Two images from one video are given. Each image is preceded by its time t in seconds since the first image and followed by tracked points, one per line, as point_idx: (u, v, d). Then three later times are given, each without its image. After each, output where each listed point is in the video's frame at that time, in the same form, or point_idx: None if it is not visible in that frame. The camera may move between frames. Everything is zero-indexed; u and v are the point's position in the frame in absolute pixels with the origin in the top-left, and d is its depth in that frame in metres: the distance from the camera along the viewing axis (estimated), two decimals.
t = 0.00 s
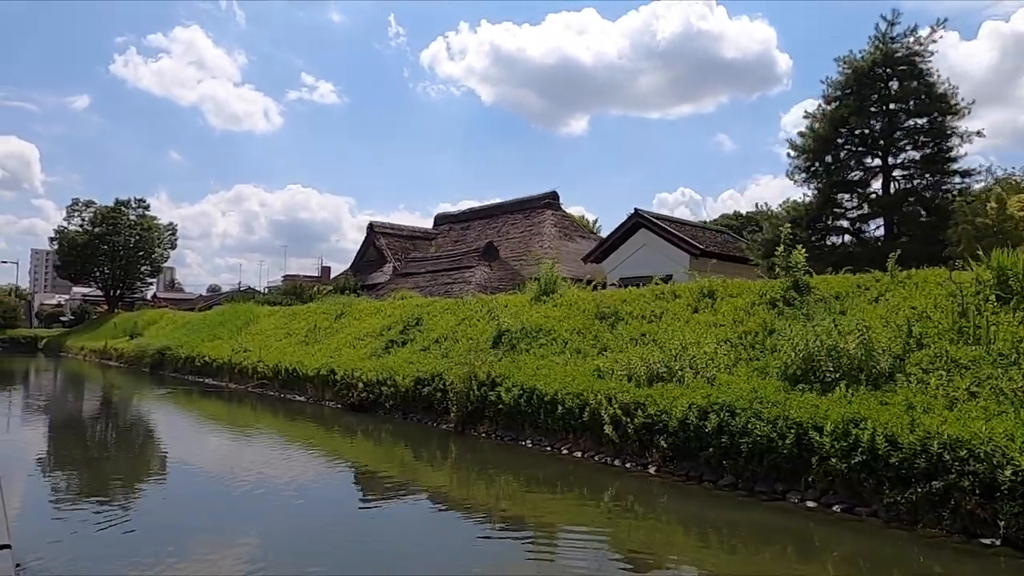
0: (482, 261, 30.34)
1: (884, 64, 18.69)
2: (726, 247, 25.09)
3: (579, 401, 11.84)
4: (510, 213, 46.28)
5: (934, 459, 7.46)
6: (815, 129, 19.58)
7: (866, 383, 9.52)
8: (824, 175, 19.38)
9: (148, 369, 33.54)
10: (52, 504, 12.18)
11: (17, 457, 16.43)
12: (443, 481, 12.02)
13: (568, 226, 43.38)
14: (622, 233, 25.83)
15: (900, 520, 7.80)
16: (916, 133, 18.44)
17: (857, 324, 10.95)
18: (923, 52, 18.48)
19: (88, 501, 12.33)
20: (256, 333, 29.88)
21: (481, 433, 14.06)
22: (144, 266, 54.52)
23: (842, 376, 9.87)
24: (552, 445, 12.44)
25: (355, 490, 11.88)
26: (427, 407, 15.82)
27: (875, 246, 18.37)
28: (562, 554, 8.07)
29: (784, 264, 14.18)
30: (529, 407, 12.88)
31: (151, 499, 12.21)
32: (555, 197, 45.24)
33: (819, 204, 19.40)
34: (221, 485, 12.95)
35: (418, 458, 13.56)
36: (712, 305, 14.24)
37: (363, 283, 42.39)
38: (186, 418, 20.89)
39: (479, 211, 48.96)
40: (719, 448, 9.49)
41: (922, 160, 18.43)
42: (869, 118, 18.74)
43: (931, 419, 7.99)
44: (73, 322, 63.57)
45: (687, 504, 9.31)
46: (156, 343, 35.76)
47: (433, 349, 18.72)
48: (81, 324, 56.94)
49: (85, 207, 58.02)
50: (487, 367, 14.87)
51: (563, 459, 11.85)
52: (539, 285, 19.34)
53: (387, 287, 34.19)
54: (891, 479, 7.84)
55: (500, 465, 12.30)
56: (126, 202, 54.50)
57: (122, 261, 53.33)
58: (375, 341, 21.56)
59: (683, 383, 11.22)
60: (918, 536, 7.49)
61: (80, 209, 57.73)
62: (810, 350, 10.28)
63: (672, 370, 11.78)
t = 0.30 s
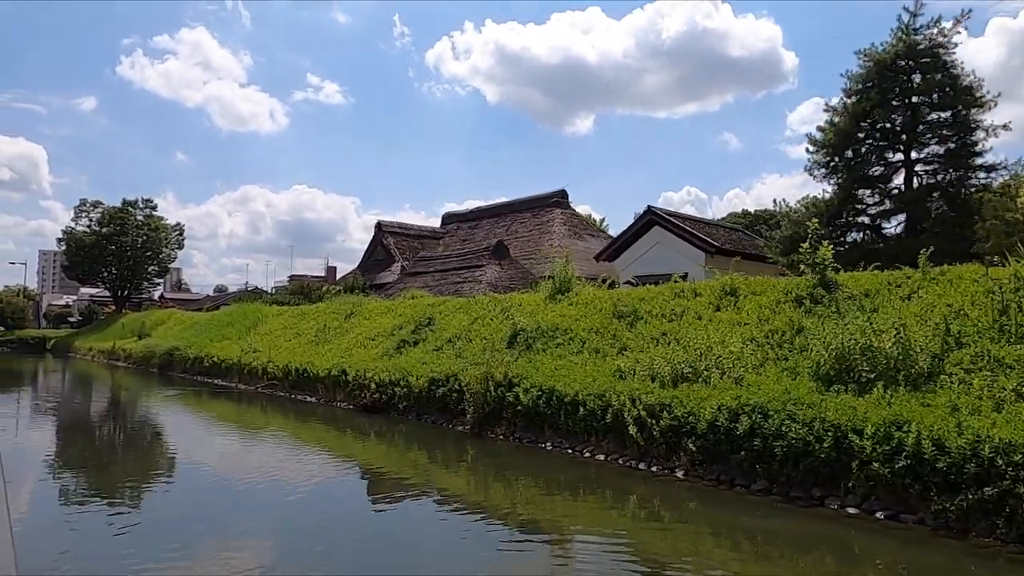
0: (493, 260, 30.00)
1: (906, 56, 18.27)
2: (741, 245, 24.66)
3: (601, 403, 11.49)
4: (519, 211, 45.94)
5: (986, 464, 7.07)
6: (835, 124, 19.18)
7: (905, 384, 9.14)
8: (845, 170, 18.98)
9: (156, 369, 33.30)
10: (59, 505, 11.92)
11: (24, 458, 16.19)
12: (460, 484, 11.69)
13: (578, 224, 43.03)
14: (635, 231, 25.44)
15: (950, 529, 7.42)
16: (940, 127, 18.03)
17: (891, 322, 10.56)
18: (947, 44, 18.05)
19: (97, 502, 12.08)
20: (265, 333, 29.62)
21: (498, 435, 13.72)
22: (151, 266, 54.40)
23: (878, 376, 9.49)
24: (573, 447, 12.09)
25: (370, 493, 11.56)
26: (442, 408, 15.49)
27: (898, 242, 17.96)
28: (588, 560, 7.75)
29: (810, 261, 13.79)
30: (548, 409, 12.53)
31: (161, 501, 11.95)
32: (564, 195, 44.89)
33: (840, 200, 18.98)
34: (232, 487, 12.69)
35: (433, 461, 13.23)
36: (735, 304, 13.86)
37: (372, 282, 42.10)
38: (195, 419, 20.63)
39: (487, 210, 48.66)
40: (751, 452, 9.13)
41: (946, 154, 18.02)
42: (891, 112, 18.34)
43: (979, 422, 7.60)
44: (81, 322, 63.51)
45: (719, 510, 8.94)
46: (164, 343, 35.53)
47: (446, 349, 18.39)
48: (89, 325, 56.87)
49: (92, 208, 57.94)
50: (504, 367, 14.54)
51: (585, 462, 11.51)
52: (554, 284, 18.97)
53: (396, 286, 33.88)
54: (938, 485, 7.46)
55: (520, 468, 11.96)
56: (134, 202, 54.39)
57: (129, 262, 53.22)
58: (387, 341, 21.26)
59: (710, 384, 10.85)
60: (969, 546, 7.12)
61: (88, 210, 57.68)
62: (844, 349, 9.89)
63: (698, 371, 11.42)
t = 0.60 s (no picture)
0: (500, 260, 29.70)
1: (926, 51, 17.95)
2: (754, 244, 24.33)
3: (622, 404, 11.18)
4: (524, 211, 45.66)
5: None
6: (853, 120, 18.86)
7: (942, 386, 8.82)
8: (863, 167, 18.66)
9: (160, 370, 33.01)
10: (65, 505, 11.66)
11: (28, 458, 15.93)
12: (477, 487, 11.40)
13: (584, 223, 42.75)
14: (646, 229, 25.10)
15: (999, 537, 7.10)
16: (960, 123, 17.72)
17: (923, 322, 10.25)
18: (968, 39, 17.74)
19: (103, 503, 11.82)
20: (270, 333, 29.32)
21: (514, 438, 13.41)
22: (154, 266, 54.19)
23: (913, 378, 9.18)
24: (592, 450, 11.78)
25: (386, 496, 11.26)
26: (454, 409, 15.18)
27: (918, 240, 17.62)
28: (615, 566, 7.47)
29: (833, 259, 13.48)
30: (566, 410, 12.22)
31: (169, 502, 11.68)
32: (570, 194, 44.61)
33: (858, 198, 18.65)
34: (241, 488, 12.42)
35: (448, 463, 12.92)
36: (755, 303, 13.55)
37: (377, 282, 41.79)
38: (201, 420, 20.34)
39: (492, 209, 48.38)
40: (783, 456, 8.82)
41: (965, 151, 17.71)
42: (910, 109, 18.04)
43: None
44: (83, 323, 63.24)
45: (750, 516, 8.63)
46: (168, 343, 35.23)
47: (457, 349, 18.07)
48: (91, 325, 56.61)
49: (95, 208, 57.74)
50: (518, 368, 14.22)
51: (605, 465, 11.20)
52: (566, 283, 18.66)
53: (402, 286, 33.56)
54: (986, 491, 7.15)
55: (538, 471, 11.65)
56: (137, 202, 54.15)
57: (132, 262, 52.99)
58: (395, 341, 20.95)
59: (736, 386, 10.54)
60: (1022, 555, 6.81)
61: (91, 209, 57.49)
62: (876, 348, 9.57)
63: (721, 372, 11.10)
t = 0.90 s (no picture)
0: (507, 260, 29.40)
1: (946, 47, 17.63)
2: (766, 243, 24.01)
3: (643, 408, 10.86)
4: (530, 210, 45.38)
5: None
6: (870, 118, 18.54)
7: (981, 390, 8.50)
8: (881, 165, 18.33)
9: (164, 371, 32.76)
10: (70, 510, 11.39)
11: (34, 459, 15.69)
12: (493, 493, 11.09)
13: (590, 223, 42.48)
14: (656, 229, 24.79)
15: None
16: (980, 120, 17.38)
17: (956, 323, 9.92)
18: (988, 35, 17.43)
19: (110, 506, 11.57)
20: (276, 334, 29.06)
21: (530, 442, 13.10)
22: (157, 267, 53.99)
23: (950, 382, 8.85)
24: (612, 455, 11.46)
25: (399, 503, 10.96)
26: (467, 412, 14.87)
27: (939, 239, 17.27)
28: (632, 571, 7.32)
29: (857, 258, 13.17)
30: (584, 414, 11.91)
31: (178, 507, 11.43)
32: (576, 194, 44.31)
33: (877, 197, 18.30)
34: (249, 492, 12.16)
35: (461, 468, 12.62)
36: (776, 304, 13.23)
37: (382, 283, 41.52)
38: (207, 421, 20.07)
39: (497, 209, 48.09)
40: (816, 463, 8.50)
41: (986, 149, 17.38)
42: (929, 105, 17.71)
43: None
44: (87, 323, 63.02)
45: (782, 525, 8.31)
46: (172, 344, 34.97)
47: (468, 351, 17.77)
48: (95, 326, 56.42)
49: (99, 208, 57.55)
50: (534, 370, 13.91)
51: (626, 471, 10.87)
52: (578, 283, 18.35)
53: (408, 287, 33.26)
54: None
55: (556, 477, 11.34)
56: (140, 203, 53.94)
57: (135, 262, 52.79)
58: (404, 342, 20.68)
59: (762, 389, 10.21)
60: None
61: (94, 210, 57.32)
62: (910, 351, 9.25)
63: (746, 375, 10.78)
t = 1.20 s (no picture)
0: (515, 257, 29.07)
1: (966, 39, 17.26)
2: (778, 241, 23.67)
3: (664, 408, 10.53)
4: (535, 208, 45.03)
5: None
6: (888, 112, 18.19)
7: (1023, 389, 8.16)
8: (899, 161, 17.97)
9: (168, 370, 32.48)
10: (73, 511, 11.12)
11: (38, 459, 15.39)
12: (508, 495, 10.78)
13: (596, 221, 42.15)
14: (667, 226, 24.45)
15: None
16: (1002, 114, 17.02)
17: (991, 320, 9.59)
18: (1010, 27, 17.07)
19: (117, 508, 11.27)
20: (281, 333, 28.76)
21: (545, 443, 12.78)
22: (160, 265, 53.72)
23: (988, 381, 8.51)
24: (632, 457, 11.13)
25: (414, 508, 10.65)
26: (479, 412, 14.55)
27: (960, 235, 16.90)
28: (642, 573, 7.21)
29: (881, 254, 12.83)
30: (602, 414, 11.58)
31: (186, 509, 11.13)
32: (582, 191, 43.95)
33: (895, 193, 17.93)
34: (258, 495, 11.85)
35: (475, 469, 12.29)
36: (797, 301, 12.89)
37: (387, 281, 41.22)
38: (213, 421, 19.77)
39: (502, 207, 47.75)
40: (850, 465, 8.17)
41: (1008, 143, 17.01)
42: (949, 99, 17.34)
43: None
44: (89, 322, 62.77)
45: (816, 529, 7.99)
46: (176, 343, 34.69)
47: (479, 349, 17.44)
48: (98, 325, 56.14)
49: (101, 207, 57.29)
50: (548, 369, 13.59)
51: (647, 473, 10.55)
52: (590, 280, 18.01)
53: (414, 285, 32.94)
54: None
55: (573, 479, 11.03)
56: (143, 201, 53.60)
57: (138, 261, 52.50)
58: (412, 341, 20.35)
59: (789, 389, 9.88)
60: None
61: (97, 208, 57.05)
62: (945, 349, 8.91)
63: (771, 374, 10.44)
